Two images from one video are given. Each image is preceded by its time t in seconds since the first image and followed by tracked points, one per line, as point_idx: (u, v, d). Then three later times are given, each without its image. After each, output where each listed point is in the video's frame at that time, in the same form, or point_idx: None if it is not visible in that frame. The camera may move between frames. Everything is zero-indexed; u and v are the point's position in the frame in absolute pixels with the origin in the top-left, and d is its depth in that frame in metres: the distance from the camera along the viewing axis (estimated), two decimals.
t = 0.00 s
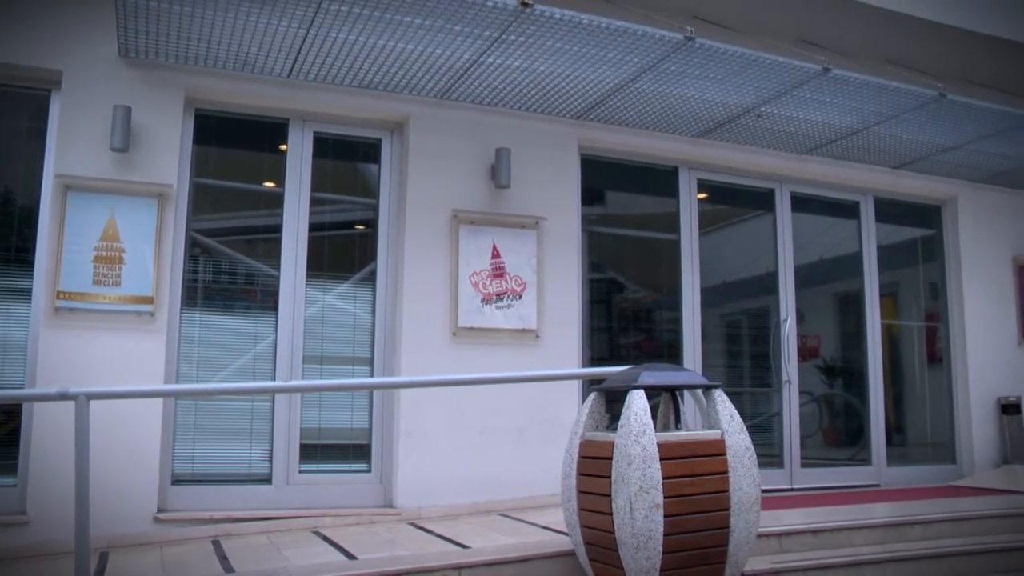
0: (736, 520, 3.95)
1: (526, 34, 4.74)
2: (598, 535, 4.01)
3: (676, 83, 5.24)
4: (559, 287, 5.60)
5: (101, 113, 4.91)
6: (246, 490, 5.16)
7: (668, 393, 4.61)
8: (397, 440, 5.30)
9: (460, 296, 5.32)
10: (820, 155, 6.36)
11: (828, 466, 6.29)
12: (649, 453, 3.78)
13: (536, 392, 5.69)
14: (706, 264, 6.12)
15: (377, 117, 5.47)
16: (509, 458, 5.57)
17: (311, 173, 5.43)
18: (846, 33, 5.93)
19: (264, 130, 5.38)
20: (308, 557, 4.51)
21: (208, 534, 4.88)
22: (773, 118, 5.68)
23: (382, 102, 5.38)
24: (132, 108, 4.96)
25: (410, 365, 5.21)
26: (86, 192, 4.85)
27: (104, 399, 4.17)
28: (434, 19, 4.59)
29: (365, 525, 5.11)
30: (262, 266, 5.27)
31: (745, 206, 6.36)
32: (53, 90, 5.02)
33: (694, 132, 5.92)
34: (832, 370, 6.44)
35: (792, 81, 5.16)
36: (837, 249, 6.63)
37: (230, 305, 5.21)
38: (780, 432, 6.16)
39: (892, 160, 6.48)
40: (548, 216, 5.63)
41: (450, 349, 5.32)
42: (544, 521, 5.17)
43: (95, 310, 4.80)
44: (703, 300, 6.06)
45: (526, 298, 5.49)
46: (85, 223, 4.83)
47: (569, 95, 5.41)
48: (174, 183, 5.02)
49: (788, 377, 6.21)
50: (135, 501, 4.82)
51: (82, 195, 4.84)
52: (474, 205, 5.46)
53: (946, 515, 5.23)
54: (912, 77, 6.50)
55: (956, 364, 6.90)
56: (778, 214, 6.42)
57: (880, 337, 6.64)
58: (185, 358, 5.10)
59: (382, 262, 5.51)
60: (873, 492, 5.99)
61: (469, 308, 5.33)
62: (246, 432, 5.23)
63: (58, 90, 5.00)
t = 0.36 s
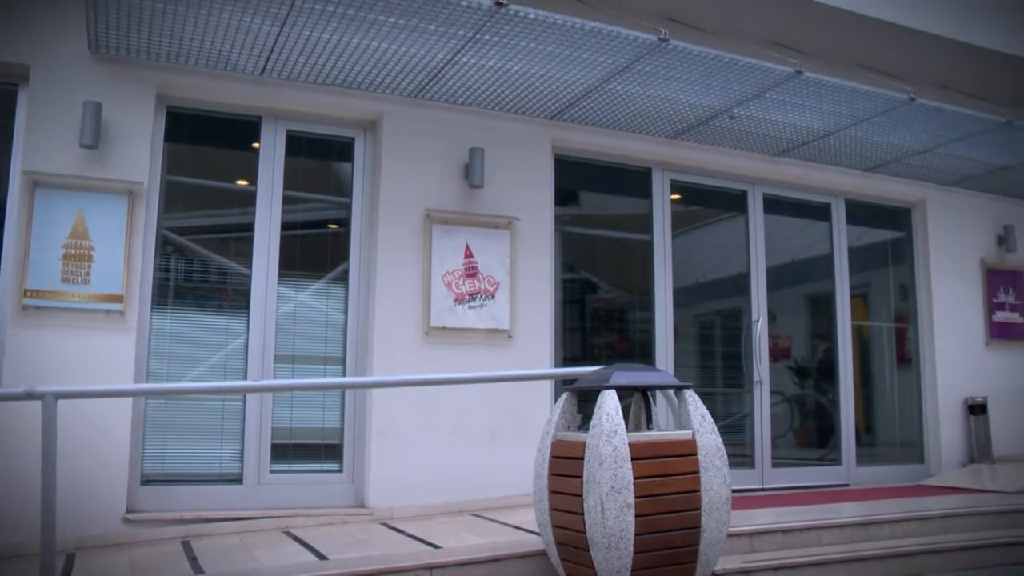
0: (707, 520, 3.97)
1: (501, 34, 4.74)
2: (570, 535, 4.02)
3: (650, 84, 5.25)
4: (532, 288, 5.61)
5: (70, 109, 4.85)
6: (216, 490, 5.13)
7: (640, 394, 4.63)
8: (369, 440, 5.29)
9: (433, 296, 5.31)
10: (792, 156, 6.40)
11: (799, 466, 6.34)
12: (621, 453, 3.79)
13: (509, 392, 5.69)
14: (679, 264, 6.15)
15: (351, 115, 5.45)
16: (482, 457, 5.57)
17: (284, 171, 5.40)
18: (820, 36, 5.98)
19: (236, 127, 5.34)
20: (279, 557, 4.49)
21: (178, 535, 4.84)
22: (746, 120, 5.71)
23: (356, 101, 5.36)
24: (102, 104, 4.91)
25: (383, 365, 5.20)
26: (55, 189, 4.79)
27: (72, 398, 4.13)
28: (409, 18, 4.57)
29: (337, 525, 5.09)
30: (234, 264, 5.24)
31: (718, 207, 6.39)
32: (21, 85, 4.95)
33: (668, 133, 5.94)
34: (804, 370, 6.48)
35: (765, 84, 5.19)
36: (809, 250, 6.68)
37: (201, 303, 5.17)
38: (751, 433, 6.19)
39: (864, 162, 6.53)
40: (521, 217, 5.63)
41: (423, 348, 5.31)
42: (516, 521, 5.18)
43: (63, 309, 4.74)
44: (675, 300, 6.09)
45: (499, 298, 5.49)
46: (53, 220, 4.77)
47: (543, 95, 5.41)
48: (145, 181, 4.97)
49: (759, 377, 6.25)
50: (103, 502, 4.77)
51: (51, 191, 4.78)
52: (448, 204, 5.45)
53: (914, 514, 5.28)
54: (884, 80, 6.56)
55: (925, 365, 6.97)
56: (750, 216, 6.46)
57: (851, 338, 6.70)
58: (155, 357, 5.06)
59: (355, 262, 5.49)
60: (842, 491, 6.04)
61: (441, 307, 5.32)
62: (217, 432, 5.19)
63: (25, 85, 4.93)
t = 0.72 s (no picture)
0: (678, 520, 4.00)
1: (474, 34, 4.73)
2: (540, 534, 4.02)
3: (623, 85, 5.27)
4: (504, 287, 5.61)
5: (38, 104, 4.79)
6: (186, 490, 5.09)
7: (611, 394, 4.65)
8: (340, 440, 5.27)
9: (404, 295, 5.30)
10: (764, 158, 6.45)
11: (769, 466, 6.38)
12: (592, 453, 3.80)
13: (480, 392, 5.70)
14: (651, 265, 6.17)
15: (323, 114, 5.43)
16: (453, 457, 5.57)
17: (256, 170, 5.37)
18: (792, 39, 6.02)
19: (208, 125, 5.30)
20: (248, 558, 4.46)
21: (146, 536, 4.79)
22: (718, 121, 5.74)
23: (329, 100, 5.34)
24: (71, 100, 4.84)
25: (355, 364, 5.18)
26: (22, 184, 4.70)
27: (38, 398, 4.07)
28: (383, 17, 4.55)
29: (307, 525, 5.07)
30: (205, 263, 5.20)
31: (690, 209, 6.42)
32: None
33: (640, 134, 5.96)
34: (774, 371, 6.53)
35: (737, 86, 5.21)
36: (781, 252, 6.73)
37: (172, 302, 5.13)
38: (722, 433, 6.23)
39: (835, 165, 6.59)
40: (494, 217, 5.63)
41: (395, 348, 5.30)
42: (487, 521, 5.19)
43: (30, 307, 4.66)
44: (647, 301, 6.11)
45: (471, 298, 5.49)
46: (21, 217, 4.68)
47: (516, 95, 5.41)
48: (115, 179, 4.92)
49: (730, 377, 6.29)
50: (70, 504, 4.71)
51: (17, 187, 4.69)
52: (420, 204, 5.44)
53: (882, 512, 5.32)
54: (855, 84, 6.63)
55: (894, 366, 7.04)
56: (722, 217, 6.49)
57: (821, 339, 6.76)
58: (125, 356, 5.01)
59: (327, 262, 5.47)
60: (812, 491, 6.09)
61: (413, 307, 5.31)
62: (187, 432, 5.15)
63: None
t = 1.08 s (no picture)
0: (650, 519, 4.01)
1: (450, 33, 4.72)
2: (513, 534, 4.03)
3: (598, 86, 5.27)
4: (478, 287, 5.61)
5: (7, 100, 4.72)
6: (157, 491, 5.05)
7: (584, 394, 4.65)
8: (313, 439, 5.25)
9: (378, 295, 5.29)
10: (738, 160, 6.48)
11: (741, 466, 6.42)
12: (565, 453, 3.81)
13: (453, 392, 5.69)
14: (625, 265, 6.18)
15: (297, 112, 5.41)
16: (427, 457, 5.56)
17: (229, 168, 5.33)
18: (767, 41, 6.05)
19: (180, 122, 5.26)
20: (219, 559, 4.42)
21: (116, 537, 4.75)
22: (692, 123, 5.77)
23: (302, 98, 5.31)
24: (41, 96, 4.78)
25: (328, 364, 5.16)
26: None
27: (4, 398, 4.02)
28: (358, 16, 4.52)
29: (279, 525, 5.05)
30: (178, 261, 5.16)
31: (664, 209, 6.44)
32: None
33: (615, 135, 5.97)
34: (747, 371, 6.57)
35: (711, 88, 5.23)
36: (754, 253, 6.76)
37: (144, 301, 5.08)
38: (695, 433, 6.26)
39: (809, 167, 6.64)
40: (468, 216, 5.63)
41: (368, 348, 5.29)
42: (461, 521, 5.18)
43: None
44: (621, 301, 6.12)
45: (445, 298, 5.48)
46: None
47: (491, 95, 5.41)
48: (86, 176, 4.87)
49: (703, 378, 6.32)
50: (38, 505, 4.65)
51: None
52: (394, 203, 5.43)
53: (852, 512, 5.36)
54: (829, 86, 6.68)
55: (866, 366, 7.11)
56: (696, 218, 6.52)
57: (793, 340, 6.80)
58: (96, 355, 4.96)
59: (300, 261, 5.45)
60: (784, 491, 6.13)
61: (386, 306, 5.30)
62: (159, 432, 5.10)
63: None
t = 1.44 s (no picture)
0: (622, 519, 4.02)
1: (424, 33, 4.70)
2: (485, 534, 4.03)
3: (572, 86, 5.28)
4: (451, 287, 5.61)
5: None
6: (127, 491, 5.00)
7: (557, 394, 4.66)
8: (285, 439, 5.22)
9: (351, 294, 5.27)
10: (712, 161, 6.52)
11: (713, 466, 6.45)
12: (537, 453, 3.81)
13: (426, 392, 5.69)
14: (599, 266, 6.20)
15: (270, 111, 5.38)
16: (400, 456, 5.55)
17: (202, 166, 5.29)
18: (742, 43, 6.09)
19: (153, 120, 5.21)
20: (189, 560, 4.38)
21: (85, 538, 4.70)
22: (666, 124, 5.79)
23: (276, 96, 5.29)
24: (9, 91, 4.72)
25: (300, 363, 5.14)
26: None
27: None
28: (332, 14, 4.50)
29: (251, 525, 5.02)
30: (150, 260, 5.12)
31: (639, 210, 6.47)
32: None
33: (589, 135, 5.99)
34: (720, 372, 6.61)
35: (685, 90, 5.25)
36: (727, 254, 6.80)
37: (116, 299, 5.04)
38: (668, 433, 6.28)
39: (782, 168, 6.68)
40: (442, 216, 5.62)
41: (341, 347, 5.27)
42: (433, 521, 5.17)
43: None
44: (595, 302, 6.14)
45: (418, 297, 5.48)
46: None
47: (465, 95, 5.40)
48: (56, 172, 4.82)
49: (676, 378, 6.34)
50: (5, 506, 4.58)
51: None
52: (367, 202, 5.41)
53: (824, 511, 5.40)
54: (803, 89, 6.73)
55: (838, 366, 7.17)
56: (670, 219, 6.55)
57: (766, 341, 6.85)
58: (65, 354, 4.91)
59: (273, 260, 5.42)
60: (756, 491, 6.18)
61: (360, 305, 5.29)
62: (129, 432, 5.06)
63: None
